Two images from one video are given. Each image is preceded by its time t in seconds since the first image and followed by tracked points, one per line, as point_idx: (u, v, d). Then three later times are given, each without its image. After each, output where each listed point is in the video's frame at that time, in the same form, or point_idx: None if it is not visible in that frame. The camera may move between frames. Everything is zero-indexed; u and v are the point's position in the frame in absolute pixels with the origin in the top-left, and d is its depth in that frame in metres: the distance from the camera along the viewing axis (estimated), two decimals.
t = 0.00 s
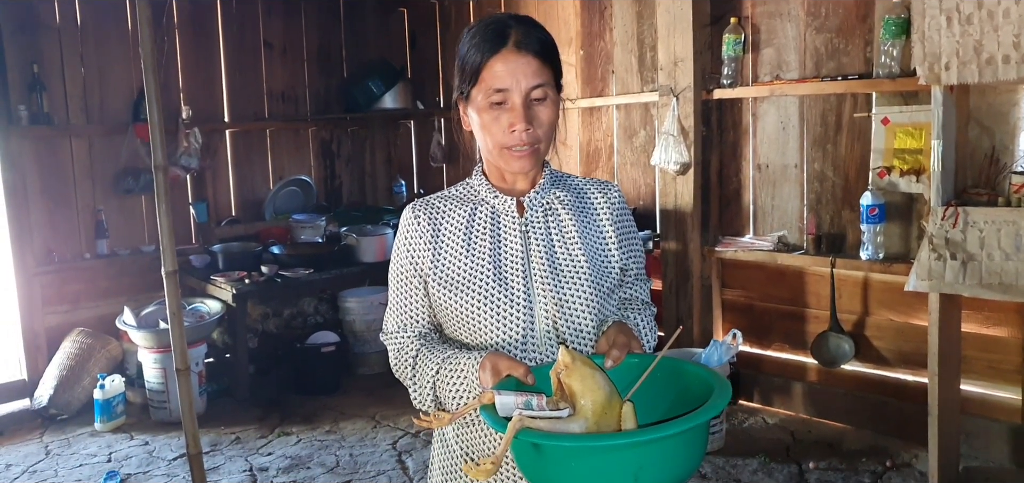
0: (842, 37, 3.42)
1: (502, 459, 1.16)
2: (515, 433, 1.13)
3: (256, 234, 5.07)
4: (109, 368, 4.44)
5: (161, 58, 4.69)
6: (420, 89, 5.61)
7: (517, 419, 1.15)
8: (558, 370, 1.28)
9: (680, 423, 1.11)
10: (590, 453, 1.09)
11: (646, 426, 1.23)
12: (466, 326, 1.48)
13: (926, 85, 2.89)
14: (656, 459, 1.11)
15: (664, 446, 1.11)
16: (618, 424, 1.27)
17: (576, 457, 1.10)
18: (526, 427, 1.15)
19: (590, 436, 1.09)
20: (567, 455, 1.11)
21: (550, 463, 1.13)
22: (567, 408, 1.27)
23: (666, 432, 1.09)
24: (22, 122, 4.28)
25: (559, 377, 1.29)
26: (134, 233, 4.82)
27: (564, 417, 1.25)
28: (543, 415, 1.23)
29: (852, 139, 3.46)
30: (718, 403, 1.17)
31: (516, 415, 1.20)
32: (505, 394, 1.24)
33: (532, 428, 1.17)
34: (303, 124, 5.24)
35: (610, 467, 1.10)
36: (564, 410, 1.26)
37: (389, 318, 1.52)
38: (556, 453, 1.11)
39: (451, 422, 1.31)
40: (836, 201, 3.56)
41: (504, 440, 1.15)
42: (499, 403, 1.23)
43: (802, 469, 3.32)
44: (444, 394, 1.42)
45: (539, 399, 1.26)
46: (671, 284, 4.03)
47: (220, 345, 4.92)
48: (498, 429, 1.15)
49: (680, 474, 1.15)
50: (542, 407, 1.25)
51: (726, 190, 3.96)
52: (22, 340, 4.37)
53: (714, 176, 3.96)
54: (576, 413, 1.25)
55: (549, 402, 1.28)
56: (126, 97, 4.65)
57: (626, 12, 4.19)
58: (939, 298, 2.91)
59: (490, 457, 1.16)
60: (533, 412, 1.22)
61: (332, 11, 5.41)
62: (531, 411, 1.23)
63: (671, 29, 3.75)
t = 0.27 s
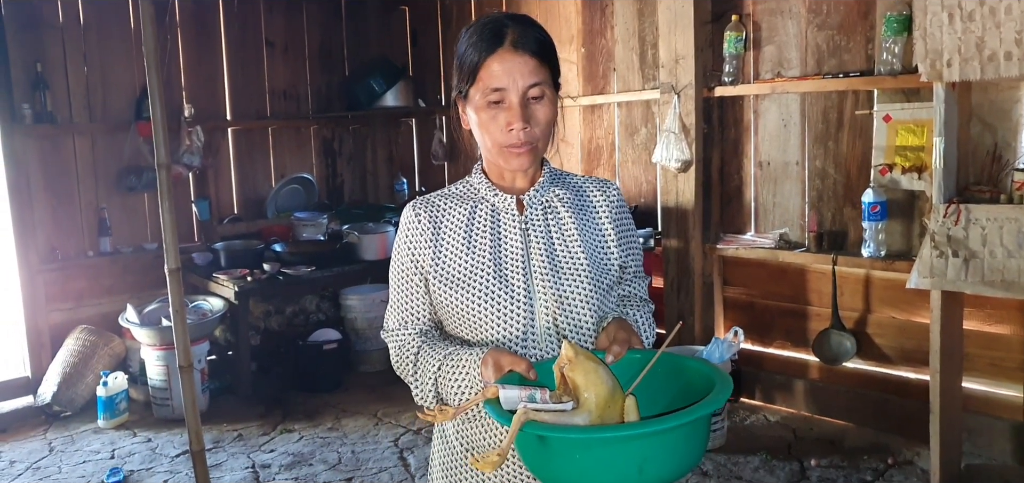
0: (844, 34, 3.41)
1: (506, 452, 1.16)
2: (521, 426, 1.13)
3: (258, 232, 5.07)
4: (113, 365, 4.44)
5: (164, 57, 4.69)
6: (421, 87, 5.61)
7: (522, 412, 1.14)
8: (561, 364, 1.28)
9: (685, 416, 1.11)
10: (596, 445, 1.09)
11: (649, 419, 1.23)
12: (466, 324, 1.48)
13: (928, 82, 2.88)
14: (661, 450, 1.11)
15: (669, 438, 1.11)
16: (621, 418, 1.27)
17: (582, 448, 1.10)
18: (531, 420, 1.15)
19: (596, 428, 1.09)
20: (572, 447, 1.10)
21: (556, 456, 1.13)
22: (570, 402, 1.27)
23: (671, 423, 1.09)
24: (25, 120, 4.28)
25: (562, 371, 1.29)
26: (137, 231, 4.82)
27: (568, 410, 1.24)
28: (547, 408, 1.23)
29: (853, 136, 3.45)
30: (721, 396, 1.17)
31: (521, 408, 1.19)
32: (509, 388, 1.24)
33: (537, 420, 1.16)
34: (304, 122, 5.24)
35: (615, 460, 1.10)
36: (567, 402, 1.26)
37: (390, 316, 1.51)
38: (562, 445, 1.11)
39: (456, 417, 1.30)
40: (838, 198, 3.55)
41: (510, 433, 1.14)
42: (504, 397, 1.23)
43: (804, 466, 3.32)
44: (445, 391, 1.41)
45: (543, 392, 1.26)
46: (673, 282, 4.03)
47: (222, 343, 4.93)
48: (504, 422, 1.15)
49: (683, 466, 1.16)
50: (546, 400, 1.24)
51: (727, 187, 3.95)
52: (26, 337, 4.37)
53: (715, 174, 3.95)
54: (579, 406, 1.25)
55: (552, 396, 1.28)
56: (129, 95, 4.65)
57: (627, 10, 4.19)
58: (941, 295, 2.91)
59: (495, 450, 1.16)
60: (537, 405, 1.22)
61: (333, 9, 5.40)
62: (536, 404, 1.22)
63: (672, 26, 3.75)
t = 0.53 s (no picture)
0: (847, 28, 3.40)
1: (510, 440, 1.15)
2: (526, 414, 1.13)
3: (261, 227, 5.08)
4: (117, 360, 4.45)
5: (167, 53, 4.69)
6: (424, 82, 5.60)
7: (527, 400, 1.14)
8: (564, 354, 1.28)
9: (689, 403, 1.11)
10: (601, 432, 1.09)
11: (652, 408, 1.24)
12: (467, 317, 1.48)
13: (931, 76, 2.87)
14: (664, 438, 1.12)
15: (674, 425, 1.11)
16: (624, 406, 1.28)
17: (588, 435, 1.10)
18: (536, 408, 1.15)
19: (601, 415, 1.09)
20: (576, 434, 1.10)
21: (561, 443, 1.13)
22: (574, 391, 1.27)
23: (674, 410, 1.10)
24: (28, 116, 4.29)
25: (565, 361, 1.29)
26: (141, 226, 4.83)
27: (572, 399, 1.24)
28: (551, 397, 1.23)
29: (857, 131, 3.44)
30: (725, 384, 1.18)
31: (526, 397, 1.20)
32: (513, 378, 1.24)
33: (542, 409, 1.16)
34: (307, 118, 5.24)
35: (619, 447, 1.11)
36: (571, 392, 1.26)
37: (391, 310, 1.51)
38: (568, 432, 1.11)
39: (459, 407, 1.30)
40: (841, 192, 3.54)
41: (514, 422, 1.14)
42: (508, 387, 1.23)
43: (807, 460, 3.32)
44: (446, 384, 1.41)
45: (546, 382, 1.26)
46: (676, 277, 4.02)
47: (226, 338, 4.94)
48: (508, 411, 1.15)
49: (686, 454, 1.16)
50: (550, 390, 1.24)
51: (730, 182, 3.94)
52: (32, 332, 4.40)
53: (718, 168, 3.95)
54: (583, 395, 1.25)
55: (555, 386, 1.28)
56: (132, 90, 4.65)
57: (629, 5, 4.18)
58: (945, 289, 2.90)
59: (501, 438, 1.16)
60: (541, 394, 1.22)
61: (335, 5, 5.39)
62: (539, 393, 1.23)
63: (675, 21, 3.74)
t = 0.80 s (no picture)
0: (855, 26, 3.39)
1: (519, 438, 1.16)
2: (534, 411, 1.13)
3: (269, 226, 5.09)
4: (126, 358, 4.47)
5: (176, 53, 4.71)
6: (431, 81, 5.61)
7: (535, 397, 1.14)
8: (573, 352, 1.28)
9: (697, 401, 1.11)
10: (610, 430, 1.09)
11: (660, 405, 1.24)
12: (474, 315, 1.48)
13: (940, 73, 2.86)
14: (673, 436, 1.12)
15: (682, 423, 1.11)
16: (632, 404, 1.28)
17: (596, 433, 1.10)
18: (545, 406, 1.15)
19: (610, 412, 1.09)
20: (585, 432, 1.10)
21: (569, 441, 1.13)
22: (582, 388, 1.27)
23: (683, 409, 1.10)
24: (39, 115, 4.31)
25: (574, 359, 1.29)
26: (150, 225, 4.84)
27: (581, 397, 1.24)
28: (560, 395, 1.23)
29: (865, 129, 3.43)
30: (733, 382, 1.18)
31: (534, 394, 1.20)
32: (522, 375, 1.24)
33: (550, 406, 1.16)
34: (315, 117, 5.25)
35: (627, 444, 1.11)
36: (579, 389, 1.26)
37: (398, 308, 1.52)
38: (576, 430, 1.11)
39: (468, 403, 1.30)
40: (849, 191, 3.53)
41: (523, 419, 1.14)
42: (516, 384, 1.23)
43: (815, 460, 3.31)
44: (454, 381, 1.41)
45: (554, 380, 1.26)
46: (683, 275, 4.02)
47: (234, 336, 4.95)
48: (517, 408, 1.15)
49: (694, 452, 1.16)
50: (558, 387, 1.25)
51: (737, 180, 3.93)
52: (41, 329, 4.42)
53: (726, 167, 3.94)
54: (591, 393, 1.25)
55: (564, 384, 1.28)
56: (142, 90, 4.67)
57: (637, 3, 4.17)
58: (954, 287, 2.89)
59: (510, 435, 1.16)
60: (550, 391, 1.22)
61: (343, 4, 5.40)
62: (548, 390, 1.23)
63: (682, 19, 3.73)
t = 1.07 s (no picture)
0: (860, 29, 3.39)
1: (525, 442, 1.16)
2: (540, 416, 1.13)
3: (274, 225, 5.11)
4: (130, 357, 4.49)
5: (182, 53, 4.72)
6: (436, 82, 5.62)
7: (541, 402, 1.15)
8: (579, 356, 1.28)
9: (702, 408, 1.11)
10: (615, 436, 1.10)
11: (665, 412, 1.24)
12: (480, 317, 1.49)
13: (945, 76, 2.86)
14: (678, 443, 1.12)
15: (688, 431, 1.12)
16: (638, 410, 1.28)
17: (601, 439, 1.10)
18: (551, 411, 1.15)
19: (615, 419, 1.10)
20: (591, 438, 1.11)
21: (575, 446, 1.13)
22: (588, 394, 1.27)
23: (689, 415, 1.10)
24: (46, 115, 4.33)
25: (579, 363, 1.29)
26: (155, 224, 4.86)
27: (586, 402, 1.25)
28: (565, 400, 1.23)
29: (869, 131, 3.43)
30: (739, 388, 1.18)
31: (540, 399, 1.20)
32: (527, 380, 1.25)
33: (556, 411, 1.17)
34: (320, 117, 5.26)
35: (634, 451, 1.11)
36: (585, 395, 1.26)
37: (403, 309, 1.52)
38: (582, 436, 1.11)
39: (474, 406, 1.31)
40: (854, 193, 3.53)
41: (529, 424, 1.15)
42: (522, 389, 1.24)
43: (819, 462, 3.31)
44: (459, 383, 1.42)
45: (560, 385, 1.27)
46: (687, 277, 4.02)
47: (238, 336, 4.97)
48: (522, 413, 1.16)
49: (699, 458, 1.16)
50: (563, 392, 1.25)
51: (742, 182, 3.93)
52: (46, 328, 4.44)
53: (730, 168, 3.94)
54: (597, 398, 1.26)
55: (569, 389, 1.28)
56: (148, 89, 4.69)
57: (641, 5, 4.17)
58: (959, 290, 2.89)
59: (516, 440, 1.16)
60: (555, 396, 1.23)
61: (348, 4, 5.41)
62: (553, 395, 1.24)
63: (687, 21, 3.73)
